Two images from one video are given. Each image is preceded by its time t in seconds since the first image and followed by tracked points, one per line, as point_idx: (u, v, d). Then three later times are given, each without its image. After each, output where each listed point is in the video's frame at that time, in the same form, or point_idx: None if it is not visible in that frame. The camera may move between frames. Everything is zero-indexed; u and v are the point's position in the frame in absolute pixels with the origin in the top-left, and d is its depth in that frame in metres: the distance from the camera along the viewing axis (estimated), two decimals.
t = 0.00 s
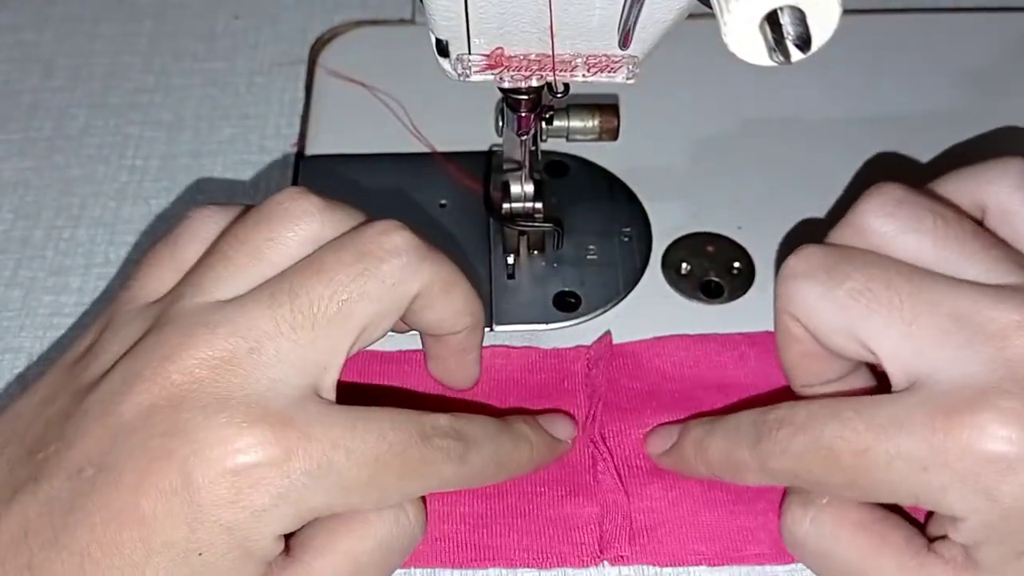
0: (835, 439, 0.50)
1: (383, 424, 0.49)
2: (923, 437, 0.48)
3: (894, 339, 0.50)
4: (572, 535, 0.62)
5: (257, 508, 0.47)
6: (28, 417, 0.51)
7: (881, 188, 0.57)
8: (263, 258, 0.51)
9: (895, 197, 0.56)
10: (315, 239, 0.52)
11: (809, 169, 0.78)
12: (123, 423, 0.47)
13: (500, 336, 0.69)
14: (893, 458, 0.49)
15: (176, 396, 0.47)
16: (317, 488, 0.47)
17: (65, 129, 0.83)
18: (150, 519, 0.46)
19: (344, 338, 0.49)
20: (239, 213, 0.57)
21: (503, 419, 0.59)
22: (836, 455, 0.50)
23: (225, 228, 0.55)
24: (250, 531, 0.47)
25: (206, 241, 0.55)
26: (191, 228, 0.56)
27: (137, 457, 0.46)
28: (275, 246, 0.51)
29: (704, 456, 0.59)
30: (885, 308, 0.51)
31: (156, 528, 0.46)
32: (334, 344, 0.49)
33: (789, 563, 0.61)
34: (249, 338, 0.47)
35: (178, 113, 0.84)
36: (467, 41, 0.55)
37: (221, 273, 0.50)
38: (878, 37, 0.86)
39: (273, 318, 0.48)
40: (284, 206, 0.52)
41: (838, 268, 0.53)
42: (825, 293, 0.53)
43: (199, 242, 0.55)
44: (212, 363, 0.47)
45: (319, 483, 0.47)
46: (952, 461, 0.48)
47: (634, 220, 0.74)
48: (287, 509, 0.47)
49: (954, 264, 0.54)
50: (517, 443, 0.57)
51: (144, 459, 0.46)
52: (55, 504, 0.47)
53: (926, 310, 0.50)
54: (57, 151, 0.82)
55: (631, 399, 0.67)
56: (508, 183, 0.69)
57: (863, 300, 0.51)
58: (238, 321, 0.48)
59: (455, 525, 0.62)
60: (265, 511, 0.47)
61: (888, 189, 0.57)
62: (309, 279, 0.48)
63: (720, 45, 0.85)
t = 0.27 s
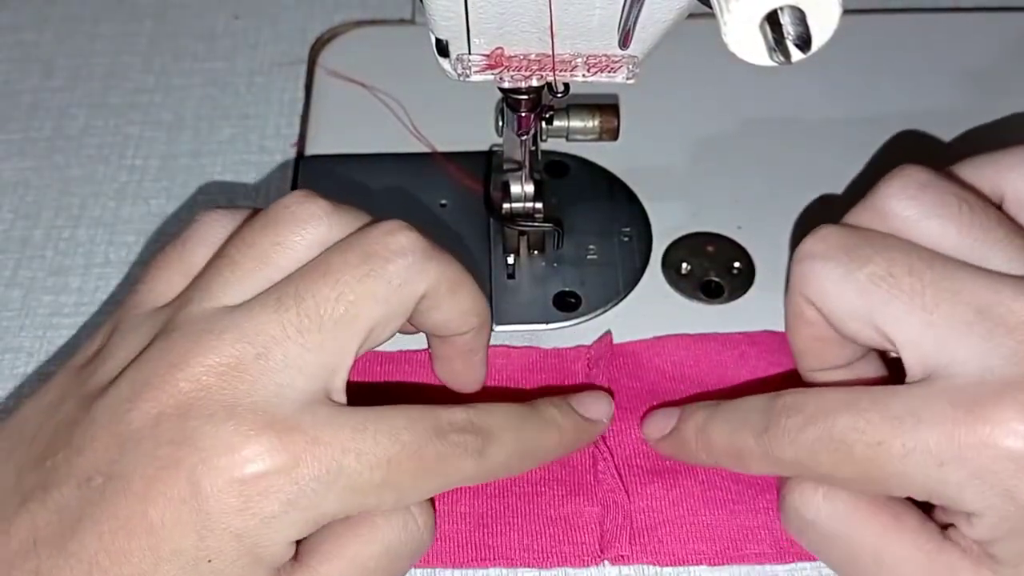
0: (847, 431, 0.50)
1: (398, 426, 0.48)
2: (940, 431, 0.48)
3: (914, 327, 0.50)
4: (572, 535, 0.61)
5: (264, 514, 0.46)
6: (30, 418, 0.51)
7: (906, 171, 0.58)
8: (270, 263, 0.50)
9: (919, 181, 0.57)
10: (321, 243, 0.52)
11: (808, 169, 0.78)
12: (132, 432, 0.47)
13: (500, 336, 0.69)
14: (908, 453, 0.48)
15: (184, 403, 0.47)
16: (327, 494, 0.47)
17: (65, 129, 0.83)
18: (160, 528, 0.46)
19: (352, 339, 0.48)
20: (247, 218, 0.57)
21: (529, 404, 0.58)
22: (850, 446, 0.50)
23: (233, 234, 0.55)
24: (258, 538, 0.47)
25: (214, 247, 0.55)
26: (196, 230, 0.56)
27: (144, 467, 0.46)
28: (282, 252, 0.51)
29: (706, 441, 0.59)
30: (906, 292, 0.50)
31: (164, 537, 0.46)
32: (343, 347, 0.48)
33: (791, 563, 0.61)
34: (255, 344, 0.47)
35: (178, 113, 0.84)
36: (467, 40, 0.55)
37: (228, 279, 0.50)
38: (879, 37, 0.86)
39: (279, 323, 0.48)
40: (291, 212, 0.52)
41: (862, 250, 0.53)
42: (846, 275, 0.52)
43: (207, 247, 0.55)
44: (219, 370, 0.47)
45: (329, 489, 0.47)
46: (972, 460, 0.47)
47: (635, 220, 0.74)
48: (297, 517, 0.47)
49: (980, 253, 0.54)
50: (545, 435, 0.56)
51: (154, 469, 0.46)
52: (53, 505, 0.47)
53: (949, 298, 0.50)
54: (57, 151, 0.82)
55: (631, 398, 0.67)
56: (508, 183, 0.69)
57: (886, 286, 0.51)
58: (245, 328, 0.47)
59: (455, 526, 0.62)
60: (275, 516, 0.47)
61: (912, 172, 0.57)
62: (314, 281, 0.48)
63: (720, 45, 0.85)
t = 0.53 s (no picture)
0: (835, 451, 0.49)
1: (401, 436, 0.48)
2: (929, 450, 0.47)
3: (898, 360, 0.50)
4: (572, 535, 0.61)
5: (278, 514, 0.46)
6: (29, 418, 0.51)
7: (863, 209, 0.57)
8: (280, 268, 0.50)
9: (875, 218, 0.56)
10: (330, 248, 0.51)
11: (808, 169, 0.78)
12: (142, 430, 0.46)
13: (501, 336, 0.69)
14: (898, 472, 0.48)
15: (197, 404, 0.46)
16: (338, 493, 0.47)
17: (65, 129, 0.83)
18: (174, 523, 0.45)
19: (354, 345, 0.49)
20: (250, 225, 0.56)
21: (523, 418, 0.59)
22: (839, 467, 0.49)
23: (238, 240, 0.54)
24: (265, 534, 0.46)
25: (219, 253, 0.55)
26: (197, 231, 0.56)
27: (156, 465, 0.45)
28: (292, 256, 0.51)
29: (692, 456, 0.57)
30: (880, 329, 0.50)
31: (178, 532, 0.45)
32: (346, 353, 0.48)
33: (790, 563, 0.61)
34: (268, 347, 0.47)
35: (178, 113, 0.84)
36: (467, 41, 0.55)
37: (238, 283, 0.49)
38: (878, 37, 0.86)
39: (293, 328, 0.47)
40: (299, 217, 0.52)
41: (831, 300, 0.53)
42: (822, 325, 0.53)
43: (215, 254, 0.55)
44: (233, 372, 0.46)
45: (338, 489, 0.47)
46: (960, 478, 0.47)
47: (635, 220, 0.74)
48: (304, 517, 0.47)
49: (944, 280, 0.53)
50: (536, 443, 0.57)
51: (166, 465, 0.45)
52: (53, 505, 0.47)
53: (920, 330, 0.49)
54: (57, 151, 0.82)
55: (631, 399, 0.67)
56: (508, 183, 0.69)
57: (858, 329, 0.51)
58: (258, 331, 0.47)
59: (454, 526, 0.62)
60: (284, 516, 0.46)
61: (868, 209, 0.56)
62: (326, 287, 0.48)
63: (720, 45, 0.85)
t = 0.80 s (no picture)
0: (817, 469, 0.48)
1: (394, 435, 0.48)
2: (908, 466, 0.46)
3: (877, 378, 0.49)
4: (572, 536, 0.61)
5: (271, 514, 0.46)
6: (27, 419, 0.51)
7: (844, 224, 0.56)
8: (277, 267, 0.50)
9: (856, 234, 0.54)
10: (328, 248, 0.51)
11: (809, 169, 0.78)
12: (137, 428, 0.46)
13: (502, 336, 0.69)
14: (879, 489, 0.47)
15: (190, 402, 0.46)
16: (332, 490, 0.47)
17: (65, 129, 0.83)
18: (167, 524, 0.45)
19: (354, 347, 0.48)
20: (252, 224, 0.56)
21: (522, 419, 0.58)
22: (821, 485, 0.48)
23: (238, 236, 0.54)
24: (264, 533, 0.46)
25: (219, 251, 0.55)
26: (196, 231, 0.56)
27: (150, 463, 0.45)
28: (289, 255, 0.50)
29: (676, 472, 0.56)
30: (860, 347, 0.49)
31: (170, 533, 0.45)
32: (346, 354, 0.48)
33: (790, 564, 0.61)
34: (263, 346, 0.47)
35: (178, 113, 0.84)
36: (468, 41, 0.55)
37: (235, 282, 0.49)
38: (878, 37, 0.86)
39: (288, 327, 0.47)
40: (299, 216, 0.51)
41: (812, 316, 0.52)
42: (803, 341, 0.52)
43: (213, 251, 0.55)
44: (227, 370, 0.46)
45: (336, 487, 0.47)
46: (939, 494, 0.46)
47: (635, 220, 0.74)
48: (297, 519, 0.46)
49: (925, 296, 0.52)
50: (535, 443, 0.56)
51: (160, 463, 0.45)
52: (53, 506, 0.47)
53: (900, 346, 0.48)
54: (57, 151, 0.82)
55: (631, 399, 0.67)
56: (509, 183, 0.69)
57: (839, 345, 0.50)
58: (253, 329, 0.47)
59: (454, 527, 0.62)
60: (279, 517, 0.46)
61: (850, 225, 0.55)
62: (323, 286, 0.48)
63: (720, 45, 0.85)
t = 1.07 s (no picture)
0: (816, 472, 0.48)
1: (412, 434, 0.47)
2: (904, 467, 0.46)
3: (875, 380, 0.49)
4: (572, 536, 0.61)
5: (286, 520, 0.46)
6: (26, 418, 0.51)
7: (842, 226, 0.56)
8: (290, 277, 0.50)
9: (853, 234, 0.54)
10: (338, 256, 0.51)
11: (809, 169, 0.78)
12: (153, 435, 0.46)
13: (502, 336, 0.69)
14: (877, 491, 0.47)
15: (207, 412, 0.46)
16: (342, 499, 0.46)
17: (65, 129, 0.83)
18: (186, 529, 0.45)
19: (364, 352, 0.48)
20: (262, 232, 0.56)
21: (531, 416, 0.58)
22: (819, 488, 0.48)
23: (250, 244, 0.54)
24: (278, 538, 0.46)
25: (230, 260, 0.55)
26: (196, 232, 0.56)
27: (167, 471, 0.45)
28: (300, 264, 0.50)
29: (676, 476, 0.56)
30: (856, 348, 0.50)
31: (185, 538, 0.45)
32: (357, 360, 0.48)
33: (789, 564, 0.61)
34: (275, 355, 0.47)
35: (178, 113, 0.84)
36: (467, 41, 0.55)
37: (246, 292, 0.49)
38: (879, 37, 0.86)
39: (300, 335, 0.47)
40: (308, 225, 0.51)
41: (810, 316, 0.52)
42: (800, 342, 0.52)
43: (224, 261, 0.55)
44: (242, 381, 0.46)
45: (348, 495, 0.46)
46: (934, 495, 0.46)
47: (635, 220, 0.74)
48: (313, 523, 0.46)
49: (922, 297, 0.52)
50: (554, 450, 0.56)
51: (177, 470, 0.45)
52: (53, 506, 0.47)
53: (898, 347, 0.48)
54: (57, 151, 0.82)
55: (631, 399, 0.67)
56: (508, 183, 0.69)
57: (836, 345, 0.50)
58: (266, 340, 0.47)
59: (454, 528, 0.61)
60: (294, 523, 0.46)
61: (847, 226, 0.55)
62: (332, 293, 0.48)
63: (720, 45, 0.85)
